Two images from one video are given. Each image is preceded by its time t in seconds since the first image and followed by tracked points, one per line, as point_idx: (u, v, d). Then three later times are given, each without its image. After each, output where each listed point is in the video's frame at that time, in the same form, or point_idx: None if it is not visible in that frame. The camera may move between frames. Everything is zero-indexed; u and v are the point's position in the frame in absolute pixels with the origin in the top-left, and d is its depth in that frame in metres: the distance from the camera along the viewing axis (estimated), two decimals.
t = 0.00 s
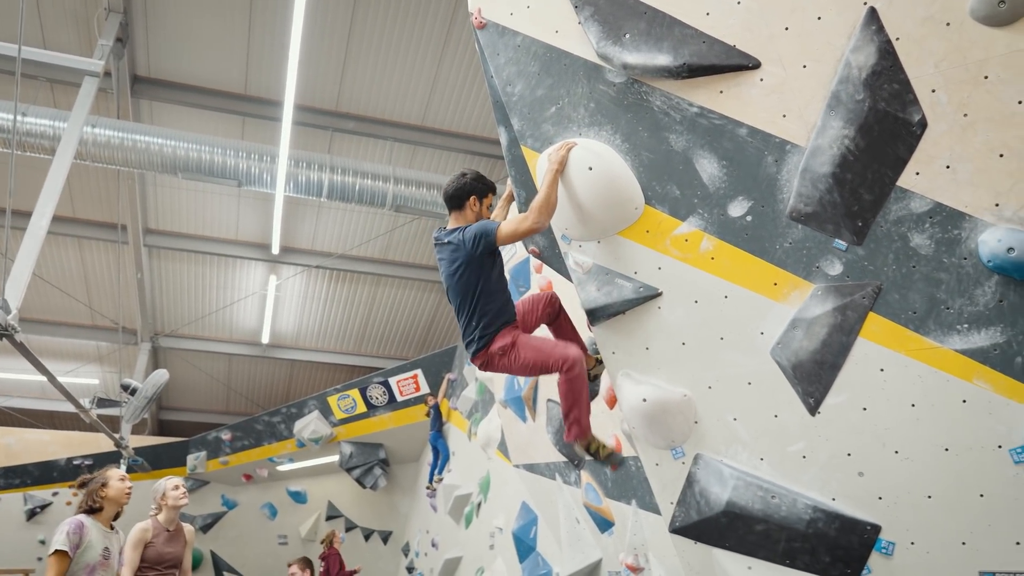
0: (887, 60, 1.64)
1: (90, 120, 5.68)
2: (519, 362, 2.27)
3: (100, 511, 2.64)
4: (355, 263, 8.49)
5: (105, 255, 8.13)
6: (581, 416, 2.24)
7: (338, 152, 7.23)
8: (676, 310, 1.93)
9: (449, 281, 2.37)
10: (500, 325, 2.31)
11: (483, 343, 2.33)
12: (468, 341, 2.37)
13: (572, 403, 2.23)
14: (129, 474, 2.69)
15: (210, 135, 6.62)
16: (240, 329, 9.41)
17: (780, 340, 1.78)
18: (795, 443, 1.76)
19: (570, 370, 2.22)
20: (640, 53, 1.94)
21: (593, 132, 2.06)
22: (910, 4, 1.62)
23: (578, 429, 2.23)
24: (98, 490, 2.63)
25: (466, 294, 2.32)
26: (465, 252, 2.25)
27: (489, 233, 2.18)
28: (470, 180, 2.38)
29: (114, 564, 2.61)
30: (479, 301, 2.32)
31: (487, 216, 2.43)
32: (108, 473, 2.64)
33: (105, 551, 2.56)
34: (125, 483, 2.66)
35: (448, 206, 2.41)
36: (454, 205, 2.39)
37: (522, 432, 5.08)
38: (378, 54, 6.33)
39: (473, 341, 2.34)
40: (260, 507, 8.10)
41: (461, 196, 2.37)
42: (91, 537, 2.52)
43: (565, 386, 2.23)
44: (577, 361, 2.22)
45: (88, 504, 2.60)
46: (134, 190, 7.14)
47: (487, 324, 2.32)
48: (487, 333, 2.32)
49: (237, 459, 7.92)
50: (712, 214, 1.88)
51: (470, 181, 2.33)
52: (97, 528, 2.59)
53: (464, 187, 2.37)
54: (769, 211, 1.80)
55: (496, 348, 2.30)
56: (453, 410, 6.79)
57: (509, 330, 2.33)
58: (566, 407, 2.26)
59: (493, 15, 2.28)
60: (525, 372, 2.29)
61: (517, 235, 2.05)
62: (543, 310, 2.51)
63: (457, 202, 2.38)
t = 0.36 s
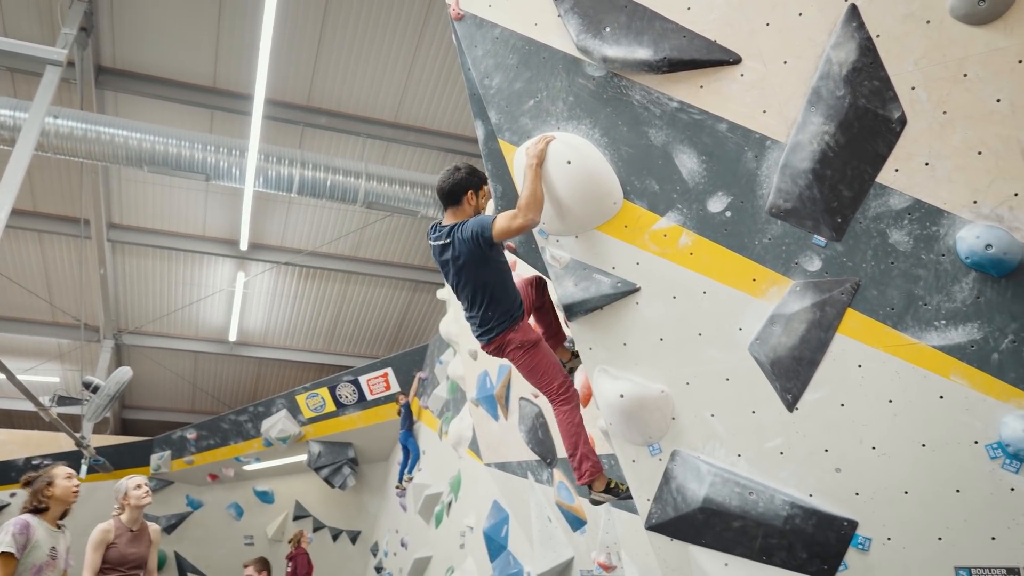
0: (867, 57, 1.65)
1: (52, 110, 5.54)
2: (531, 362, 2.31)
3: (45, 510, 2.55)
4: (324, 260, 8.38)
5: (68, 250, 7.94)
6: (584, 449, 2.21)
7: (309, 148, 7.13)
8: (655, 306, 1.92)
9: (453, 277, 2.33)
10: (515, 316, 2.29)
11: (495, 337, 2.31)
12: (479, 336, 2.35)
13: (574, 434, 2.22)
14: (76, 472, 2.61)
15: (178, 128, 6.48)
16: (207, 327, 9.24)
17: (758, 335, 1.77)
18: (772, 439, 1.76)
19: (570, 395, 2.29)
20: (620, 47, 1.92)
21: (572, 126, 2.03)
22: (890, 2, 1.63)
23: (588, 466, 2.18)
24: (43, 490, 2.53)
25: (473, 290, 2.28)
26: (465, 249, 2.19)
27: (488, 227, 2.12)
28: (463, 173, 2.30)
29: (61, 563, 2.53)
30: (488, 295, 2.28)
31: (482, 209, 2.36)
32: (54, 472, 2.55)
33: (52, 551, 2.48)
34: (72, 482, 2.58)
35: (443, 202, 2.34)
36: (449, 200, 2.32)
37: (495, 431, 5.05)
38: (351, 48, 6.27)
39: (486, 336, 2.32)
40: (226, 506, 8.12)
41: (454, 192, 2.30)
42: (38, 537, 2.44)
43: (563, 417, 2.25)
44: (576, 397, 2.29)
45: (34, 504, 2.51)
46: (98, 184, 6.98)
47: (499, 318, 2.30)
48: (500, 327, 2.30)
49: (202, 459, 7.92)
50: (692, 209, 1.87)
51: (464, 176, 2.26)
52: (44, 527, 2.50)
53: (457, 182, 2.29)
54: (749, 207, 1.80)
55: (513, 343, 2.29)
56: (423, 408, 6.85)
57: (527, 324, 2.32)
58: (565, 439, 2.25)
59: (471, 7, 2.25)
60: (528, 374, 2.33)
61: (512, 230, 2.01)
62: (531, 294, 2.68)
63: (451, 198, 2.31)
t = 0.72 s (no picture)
0: (852, 56, 1.64)
1: (11, 108, 5.38)
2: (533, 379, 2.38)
3: None
4: (294, 263, 8.26)
5: (28, 252, 7.73)
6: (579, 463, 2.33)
7: (279, 148, 7.02)
8: (640, 307, 1.90)
9: (443, 308, 2.29)
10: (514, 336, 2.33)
11: (498, 359, 2.33)
12: (481, 362, 2.35)
13: (570, 447, 2.34)
14: (11, 480, 2.67)
15: (143, 127, 6.34)
16: (173, 332, 9.06)
17: (745, 336, 1.76)
18: (759, 440, 1.75)
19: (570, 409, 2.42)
20: (604, 44, 1.91)
21: (555, 124, 2.01)
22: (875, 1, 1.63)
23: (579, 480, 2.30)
24: None
25: (469, 317, 2.27)
26: (456, 277, 2.17)
27: (476, 246, 2.10)
28: (439, 197, 2.31)
29: None
30: (484, 317, 2.28)
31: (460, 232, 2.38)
32: None
33: None
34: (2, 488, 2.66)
35: (421, 231, 2.34)
36: (427, 228, 2.32)
37: (469, 435, 5.01)
38: (322, 48, 6.19)
39: (489, 361, 2.32)
40: (193, 515, 8.07)
41: (432, 218, 2.30)
42: None
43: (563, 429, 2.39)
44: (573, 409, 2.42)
45: None
46: (60, 184, 6.81)
47: (499, 338, 2.31)
48: (501, 347, 2.31)
49: (169, 467, 7.90)
50: (677, 208, 1.86)
51: (443, 200, 2.27)
52: None
53: (434, 208, 2.30)
54: (734, 206, 1.79)
55: (516, 359, 2.34)
56: (394, 414, 6.90)
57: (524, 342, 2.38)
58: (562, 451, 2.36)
59: (451, 2, 2.21)
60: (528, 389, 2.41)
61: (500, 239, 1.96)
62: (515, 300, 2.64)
63: (428, 225, 2.30)
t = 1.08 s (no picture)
0: (852, 60, 1.64)
1: None
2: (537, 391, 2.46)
3: None
4: (277, 271, 8.19)
5: (5, 260, 7.59)
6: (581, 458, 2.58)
7: (262, 154, 6.96)
8: (641, 314, 1.89)
9: (448, 329, 2.34)
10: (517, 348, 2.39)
11: (505, 373, 2.39)
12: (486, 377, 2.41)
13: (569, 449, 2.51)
14: None
15: (124, 132, 6.26)
16: (153, 341, 8.93)
17: (747, 342, 1.75)
18: (762, 448, 1.73)
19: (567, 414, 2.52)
20: (603, 48, 1.89)
21: (553, 129, 2.00)
22: (875, 5, 1.63)
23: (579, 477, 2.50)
24: None
25: (472, 335, 2.32)
26: (460, 297, 2.24)
27: (479, 267, 2.21)
28: (426, 225, 2.33)
29: None
30: (488, 333, 2.34)
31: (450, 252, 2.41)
32: None
33: None
34: None
35: (413, 259, 2.35)
36: (420, 255, 2.34)
37: (458, 444, 4.97)
38: (306, 53, 6.15)
39: (496, 375, 2.38)
40: (174, 527, 8.01)
41: (422, 246, 2.32)
42: None
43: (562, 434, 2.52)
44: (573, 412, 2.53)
45: None
46: (38, 190, 6.70)
47: (503, 352, 2.37)
48: (506, 360, 2.38)
49: (151, 479, 7.83)
50: (677, 214, 1.85)
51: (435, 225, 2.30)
52: None
53: (423, 237, 2.32)
54: (735, 212, 1.78)
55: (522, 373, 2.41)
56: (379, 422, 6.90)
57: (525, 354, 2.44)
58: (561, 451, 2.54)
59: (446, 5, 2.20)
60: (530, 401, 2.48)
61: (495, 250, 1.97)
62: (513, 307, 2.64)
63: (419, 253, 2.33)
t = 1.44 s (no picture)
0: (869, 67, 1.64)
1: None
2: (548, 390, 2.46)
3: None
4: (276, 276, 8.16)
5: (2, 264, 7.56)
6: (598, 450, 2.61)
7: (262, 159, 6.94)
8: (654, 320, 1.88)
9: (456, 337, 2.35)
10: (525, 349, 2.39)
11: (516, 374, 2.39)
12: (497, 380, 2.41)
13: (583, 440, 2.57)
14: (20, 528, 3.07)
15: (124, 137, 6.23)
16: (150, 346, 8.88)
17: (762, 348, 1.74)
18: (777, 454, 1.73)
19: (574, 411, 2.54)
20: (617, 54, 1.89)
21: (565, 135, 1.99)
22: (891, 11, 1.63)
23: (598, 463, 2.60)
24: None
25: (481, 340, 2.32)
26: (465, 303, 2.24)
27: (484, 273, 2.20)
28: (424, 241, 2.31)
29: None
30: (496, 336, 2.34)
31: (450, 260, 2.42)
32: None
33: None
34: None
35: (415, 274, 2.35)
36: (423, 270, 2.33)
37: (459, 450, 4.95)
38: (307, 57, 6.14)
39: (508, 377, 2.38)
40: (169, 534, 8.00)
41: (422, 262, 2.31)
42: None
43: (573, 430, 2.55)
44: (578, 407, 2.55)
45: None
46: (37, 195, 6.68)
47: (512, 354, 2.37)
48: (515, 362, 2.37)
49: (145, 485, 7.82)
50: (691, 220, 1.84)
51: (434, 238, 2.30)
52: None
53: (421, 253, 2.31)
54: (750, 218, 1.78)
55: (532, 371, 2.41)
56: (378, 428, 6.91)
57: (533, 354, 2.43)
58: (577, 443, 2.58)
59: (457, 11, 2.19)
60: (540, 402, 2.48)
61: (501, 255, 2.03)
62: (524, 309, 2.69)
63: (419, 269, 2.32)
